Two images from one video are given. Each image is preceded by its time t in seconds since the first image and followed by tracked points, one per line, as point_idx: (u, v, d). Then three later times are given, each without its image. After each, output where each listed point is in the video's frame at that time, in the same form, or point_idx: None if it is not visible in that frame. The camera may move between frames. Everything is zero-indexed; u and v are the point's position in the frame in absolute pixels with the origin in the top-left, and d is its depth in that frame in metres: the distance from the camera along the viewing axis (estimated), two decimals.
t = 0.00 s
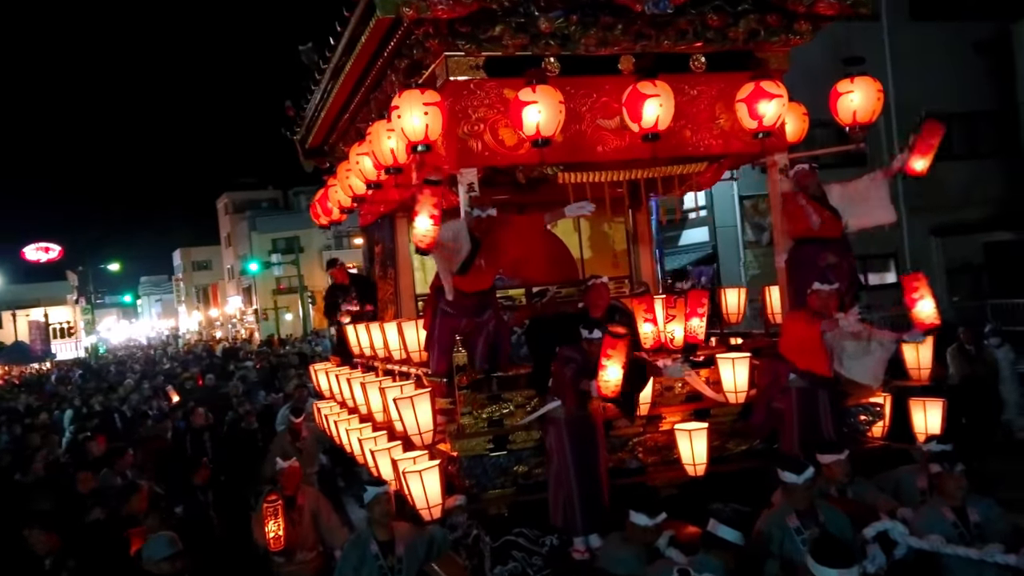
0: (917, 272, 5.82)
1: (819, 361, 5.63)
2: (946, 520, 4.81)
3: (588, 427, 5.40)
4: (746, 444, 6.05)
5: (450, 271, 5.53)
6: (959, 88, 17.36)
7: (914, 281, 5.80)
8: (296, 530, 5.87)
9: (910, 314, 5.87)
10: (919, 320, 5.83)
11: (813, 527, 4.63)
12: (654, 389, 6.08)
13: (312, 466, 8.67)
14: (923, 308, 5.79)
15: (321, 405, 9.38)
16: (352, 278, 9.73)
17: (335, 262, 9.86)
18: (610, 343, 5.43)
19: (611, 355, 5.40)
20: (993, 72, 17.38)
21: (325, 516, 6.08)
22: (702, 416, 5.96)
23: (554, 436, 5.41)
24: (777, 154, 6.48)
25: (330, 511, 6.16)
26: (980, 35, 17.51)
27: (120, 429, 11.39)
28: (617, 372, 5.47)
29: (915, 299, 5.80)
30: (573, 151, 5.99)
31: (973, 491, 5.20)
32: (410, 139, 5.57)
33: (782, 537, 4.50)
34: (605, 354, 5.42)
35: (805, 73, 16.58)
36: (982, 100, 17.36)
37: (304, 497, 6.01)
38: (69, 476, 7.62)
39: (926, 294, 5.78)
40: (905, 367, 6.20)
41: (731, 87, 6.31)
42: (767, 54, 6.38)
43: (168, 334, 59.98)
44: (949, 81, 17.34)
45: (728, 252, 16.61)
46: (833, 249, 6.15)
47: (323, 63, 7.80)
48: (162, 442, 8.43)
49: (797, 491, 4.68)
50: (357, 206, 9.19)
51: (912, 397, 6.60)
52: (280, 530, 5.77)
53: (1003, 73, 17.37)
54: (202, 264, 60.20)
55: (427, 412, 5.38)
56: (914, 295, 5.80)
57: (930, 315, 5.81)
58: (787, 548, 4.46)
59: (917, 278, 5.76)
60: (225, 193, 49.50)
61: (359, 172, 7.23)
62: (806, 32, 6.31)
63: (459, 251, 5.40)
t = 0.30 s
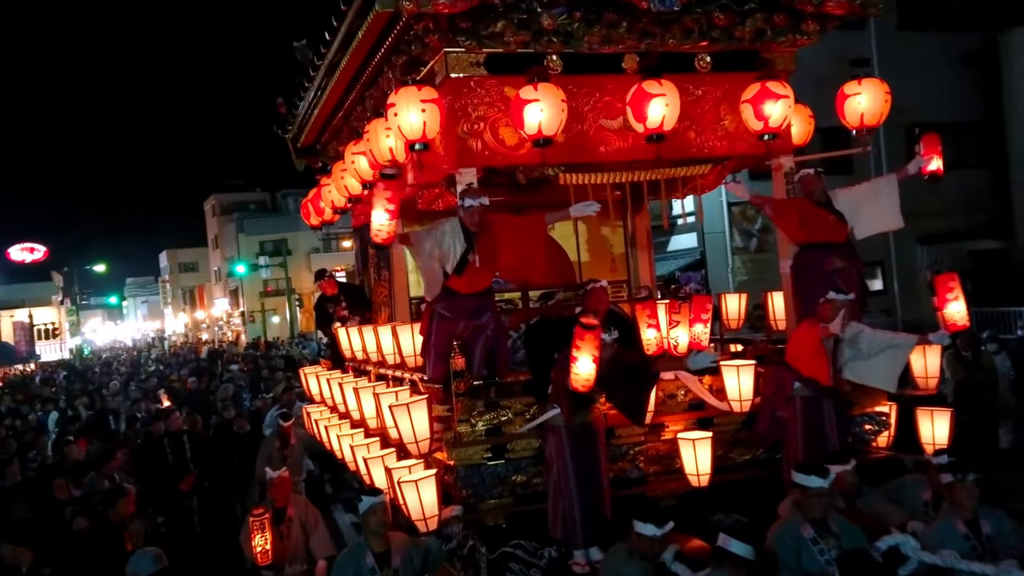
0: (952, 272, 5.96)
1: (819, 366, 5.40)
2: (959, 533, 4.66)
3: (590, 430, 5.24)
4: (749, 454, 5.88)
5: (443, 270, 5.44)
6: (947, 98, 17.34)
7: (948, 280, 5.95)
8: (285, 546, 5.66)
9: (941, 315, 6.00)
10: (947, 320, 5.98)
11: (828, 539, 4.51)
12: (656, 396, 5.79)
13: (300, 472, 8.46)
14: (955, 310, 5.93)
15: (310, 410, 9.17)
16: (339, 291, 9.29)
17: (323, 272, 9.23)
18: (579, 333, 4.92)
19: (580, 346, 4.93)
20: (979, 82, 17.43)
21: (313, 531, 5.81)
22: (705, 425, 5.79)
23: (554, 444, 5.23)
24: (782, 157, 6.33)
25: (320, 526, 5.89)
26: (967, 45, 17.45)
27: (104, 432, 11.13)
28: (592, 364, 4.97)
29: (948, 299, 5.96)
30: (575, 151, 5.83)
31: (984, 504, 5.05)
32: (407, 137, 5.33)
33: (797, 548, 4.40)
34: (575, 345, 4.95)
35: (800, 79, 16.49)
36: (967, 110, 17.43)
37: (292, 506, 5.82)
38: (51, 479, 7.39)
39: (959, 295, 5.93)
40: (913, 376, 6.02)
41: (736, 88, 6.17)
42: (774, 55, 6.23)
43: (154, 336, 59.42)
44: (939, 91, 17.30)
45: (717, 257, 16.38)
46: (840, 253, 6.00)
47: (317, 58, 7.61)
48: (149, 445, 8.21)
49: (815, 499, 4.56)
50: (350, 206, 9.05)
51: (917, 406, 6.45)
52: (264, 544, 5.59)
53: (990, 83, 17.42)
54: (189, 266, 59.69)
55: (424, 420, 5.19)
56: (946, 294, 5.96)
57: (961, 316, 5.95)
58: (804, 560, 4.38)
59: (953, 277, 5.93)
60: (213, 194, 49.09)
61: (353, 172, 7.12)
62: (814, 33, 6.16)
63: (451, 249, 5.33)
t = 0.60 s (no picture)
0: (971, 272, 5.90)
1: (816, 371, 5.28)
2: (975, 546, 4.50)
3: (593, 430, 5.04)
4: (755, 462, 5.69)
5: (440, 270, 5.09)
6: (938, 104, 16.79)
7: (966, 280, 5.88)
8: (268, 552, 5.48)
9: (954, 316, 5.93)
10: (964, 320, 5.91)
11: (839, 554, 4.33)
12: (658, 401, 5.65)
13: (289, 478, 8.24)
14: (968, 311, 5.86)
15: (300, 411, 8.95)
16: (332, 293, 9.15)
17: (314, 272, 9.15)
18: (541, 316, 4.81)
19: (545, 326, 4.81)
20: (969, 90, 16.92)
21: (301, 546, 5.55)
22: (710, 432, 5.61)
23: (555, 450, 5.04)
24: (790, 156, 6.13)
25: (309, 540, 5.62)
26: (956, 52, 16.90)
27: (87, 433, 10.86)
28: (561, 346, 4.80)
29: (965, 298, 5.89)
30: (578, 148, 5.66)
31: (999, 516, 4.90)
32: (406, 133, 5.11)
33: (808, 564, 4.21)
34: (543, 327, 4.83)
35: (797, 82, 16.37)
36: (957, 115, 16.88)
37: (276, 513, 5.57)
38: (32, 481, 7.14)
39: (975, 296, 5.87)
40: (922, 383, 5.86)
41: (743, 86, 6.03)
42: (782, 52, 6.12)
43: (140, 335, 58.83)
44: (930, 97, 16.73)
45: (704, 261, 16.15)
46: (850, 256, 5.83)
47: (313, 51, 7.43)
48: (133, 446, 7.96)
49: (824, 514, 4.36)
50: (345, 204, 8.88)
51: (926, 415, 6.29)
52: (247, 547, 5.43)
53: (980, 91, 16.92)
54: (176, 265, 59.12)
55: (421, 425, 4.99)
56: (964, 294, 5.89)
57: (976, 317, 5.88)
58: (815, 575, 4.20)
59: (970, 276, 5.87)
60: (201, 194, 48.65)
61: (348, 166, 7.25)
62: (823, 30, 6.04)
63: (447, 244, 5.06)
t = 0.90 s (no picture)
0: (976, 276, 5.78)
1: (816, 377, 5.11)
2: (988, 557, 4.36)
3: (597, 433, 4.85)
4: (761, 469, 5.55)
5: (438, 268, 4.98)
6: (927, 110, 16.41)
7: (972, 284, 5.76)
8: (252, 563, 5.32)
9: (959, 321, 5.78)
10: (970, 325, 5.76)
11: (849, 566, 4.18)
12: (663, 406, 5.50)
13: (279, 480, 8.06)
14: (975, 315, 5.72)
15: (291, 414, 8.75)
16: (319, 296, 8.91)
17: (302, 277, 8.79)
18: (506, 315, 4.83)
19: (511, 326, 4.83)
20: (956, 96, 16.57)
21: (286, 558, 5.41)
22: (715, 437, 5.45)
23: (556, 454, 4.87)
24: (797, 156, 5.97)
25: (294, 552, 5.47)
26: (943, 58, 16.53)
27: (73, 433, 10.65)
28: (531, 342, 4.79)
29: (971, 303, 5.74)
30: (581, 144, 5.50)
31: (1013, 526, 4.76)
32: (404, 126, 4.94)
33: None
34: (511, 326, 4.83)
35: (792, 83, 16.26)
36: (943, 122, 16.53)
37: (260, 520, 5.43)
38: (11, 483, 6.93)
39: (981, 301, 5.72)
40: (931, 388, 5.72)
41: (750, 83, 5.88)
42: (790, 48, 5.95)
43: (126, 334, 58.36)
44: (919, 105, 16.30)
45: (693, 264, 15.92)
46: (857, 258, 5.72)
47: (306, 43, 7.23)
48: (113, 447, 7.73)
49: (828, 524, 4.20)
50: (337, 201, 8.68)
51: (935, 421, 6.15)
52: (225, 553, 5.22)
53: (967, 97, 16.60)
54: (164, 264, 58.64)
55: (420, 428, 4.78)
56: (971, 298, 5.75)
57: (982, 322, 5.74)
58: None
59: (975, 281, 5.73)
60: (189, 192, 48.27)
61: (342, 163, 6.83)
62: (832, 27, 5.89)
63: (444, 240, 4.97)
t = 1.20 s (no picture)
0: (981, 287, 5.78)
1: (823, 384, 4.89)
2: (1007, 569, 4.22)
3: (604, 437, 4.68)
4: (769, 476, 5.40)
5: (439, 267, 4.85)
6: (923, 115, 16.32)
7: (977, 295, 5.74)
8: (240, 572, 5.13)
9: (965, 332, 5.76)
10: (975, 336, 5.73)
11: None
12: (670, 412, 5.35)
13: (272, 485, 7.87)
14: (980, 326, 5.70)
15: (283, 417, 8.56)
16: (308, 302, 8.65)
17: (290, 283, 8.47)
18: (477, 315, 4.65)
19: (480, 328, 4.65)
20: (946, 103, 16.42)
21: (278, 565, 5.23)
22: (722, 444, 5.31)
23: (560, 460, 4.70)
24: (806, 156, 5.84)
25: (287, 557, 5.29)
26: (935, 63, 16.39)
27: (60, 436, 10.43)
28: (500, 342, 4.65)
29: (976, 314, 5.73)
30: (586, 142, 5.35)
31: None
32: (406, 121, 4.78)
33: None
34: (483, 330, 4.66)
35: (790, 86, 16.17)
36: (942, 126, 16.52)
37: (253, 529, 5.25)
38: None
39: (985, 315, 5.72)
40: (942, 395, 5.59)
41: (759, 81, 5.74)
42: (799, 46, 5.81)
43: (115, 334, 57.90)
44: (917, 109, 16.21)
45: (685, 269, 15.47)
46: (868, 260, 5.55)
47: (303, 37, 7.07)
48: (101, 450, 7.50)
49: (845, 534, 4.04)
50: (333, 199, 8.51)
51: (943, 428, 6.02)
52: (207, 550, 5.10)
53: (957, 105, 16.44)
54: (154, 264, 58.22)
55: (422, 433, 4.60)
56: (976, 309, 5.73)
57: (987, 333, 5.71)
58: None
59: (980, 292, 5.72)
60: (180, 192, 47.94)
61: (340, 160, 6.53)
62: (842, 24, 5.75)
63: (443, 237, 4.82)
